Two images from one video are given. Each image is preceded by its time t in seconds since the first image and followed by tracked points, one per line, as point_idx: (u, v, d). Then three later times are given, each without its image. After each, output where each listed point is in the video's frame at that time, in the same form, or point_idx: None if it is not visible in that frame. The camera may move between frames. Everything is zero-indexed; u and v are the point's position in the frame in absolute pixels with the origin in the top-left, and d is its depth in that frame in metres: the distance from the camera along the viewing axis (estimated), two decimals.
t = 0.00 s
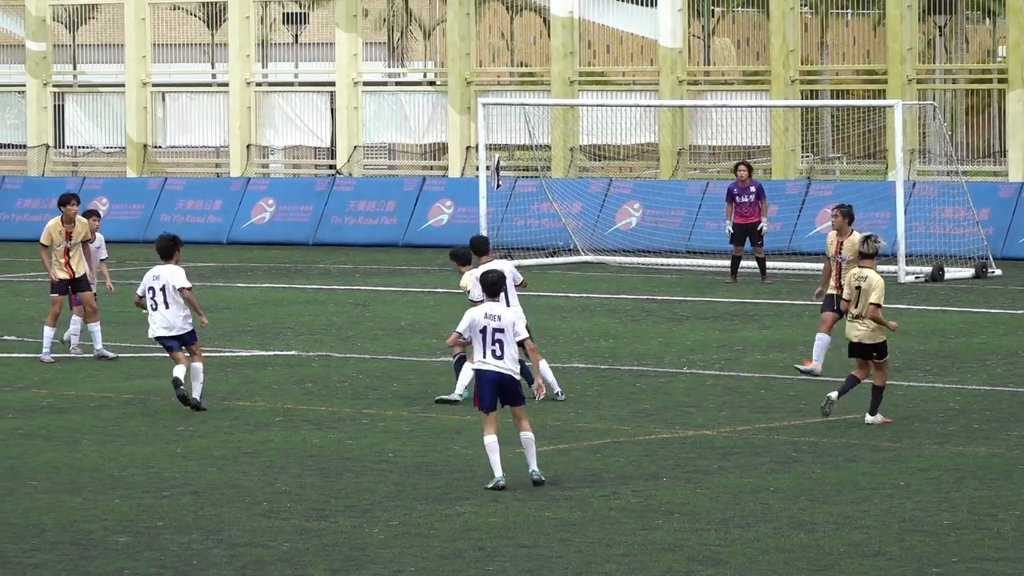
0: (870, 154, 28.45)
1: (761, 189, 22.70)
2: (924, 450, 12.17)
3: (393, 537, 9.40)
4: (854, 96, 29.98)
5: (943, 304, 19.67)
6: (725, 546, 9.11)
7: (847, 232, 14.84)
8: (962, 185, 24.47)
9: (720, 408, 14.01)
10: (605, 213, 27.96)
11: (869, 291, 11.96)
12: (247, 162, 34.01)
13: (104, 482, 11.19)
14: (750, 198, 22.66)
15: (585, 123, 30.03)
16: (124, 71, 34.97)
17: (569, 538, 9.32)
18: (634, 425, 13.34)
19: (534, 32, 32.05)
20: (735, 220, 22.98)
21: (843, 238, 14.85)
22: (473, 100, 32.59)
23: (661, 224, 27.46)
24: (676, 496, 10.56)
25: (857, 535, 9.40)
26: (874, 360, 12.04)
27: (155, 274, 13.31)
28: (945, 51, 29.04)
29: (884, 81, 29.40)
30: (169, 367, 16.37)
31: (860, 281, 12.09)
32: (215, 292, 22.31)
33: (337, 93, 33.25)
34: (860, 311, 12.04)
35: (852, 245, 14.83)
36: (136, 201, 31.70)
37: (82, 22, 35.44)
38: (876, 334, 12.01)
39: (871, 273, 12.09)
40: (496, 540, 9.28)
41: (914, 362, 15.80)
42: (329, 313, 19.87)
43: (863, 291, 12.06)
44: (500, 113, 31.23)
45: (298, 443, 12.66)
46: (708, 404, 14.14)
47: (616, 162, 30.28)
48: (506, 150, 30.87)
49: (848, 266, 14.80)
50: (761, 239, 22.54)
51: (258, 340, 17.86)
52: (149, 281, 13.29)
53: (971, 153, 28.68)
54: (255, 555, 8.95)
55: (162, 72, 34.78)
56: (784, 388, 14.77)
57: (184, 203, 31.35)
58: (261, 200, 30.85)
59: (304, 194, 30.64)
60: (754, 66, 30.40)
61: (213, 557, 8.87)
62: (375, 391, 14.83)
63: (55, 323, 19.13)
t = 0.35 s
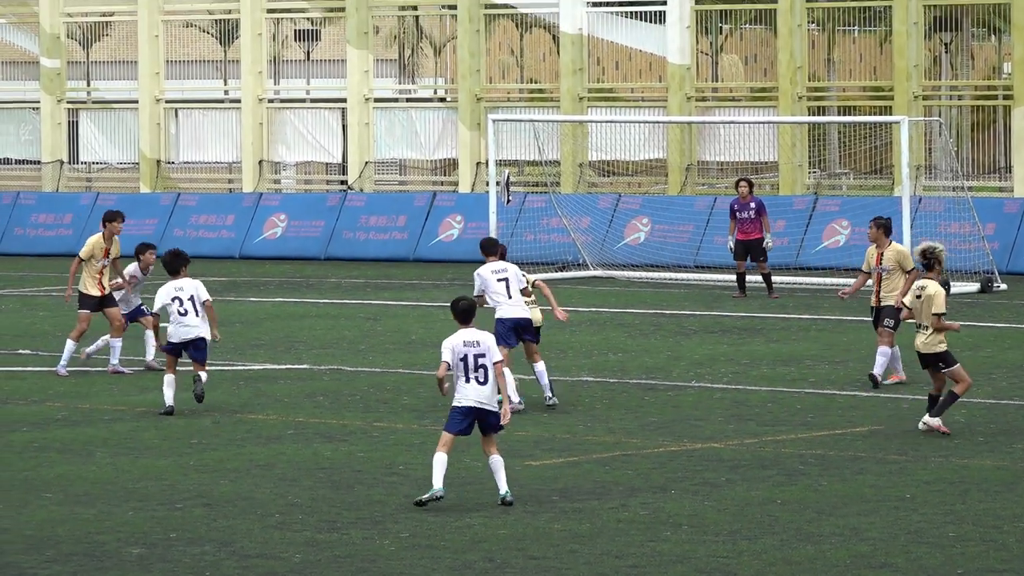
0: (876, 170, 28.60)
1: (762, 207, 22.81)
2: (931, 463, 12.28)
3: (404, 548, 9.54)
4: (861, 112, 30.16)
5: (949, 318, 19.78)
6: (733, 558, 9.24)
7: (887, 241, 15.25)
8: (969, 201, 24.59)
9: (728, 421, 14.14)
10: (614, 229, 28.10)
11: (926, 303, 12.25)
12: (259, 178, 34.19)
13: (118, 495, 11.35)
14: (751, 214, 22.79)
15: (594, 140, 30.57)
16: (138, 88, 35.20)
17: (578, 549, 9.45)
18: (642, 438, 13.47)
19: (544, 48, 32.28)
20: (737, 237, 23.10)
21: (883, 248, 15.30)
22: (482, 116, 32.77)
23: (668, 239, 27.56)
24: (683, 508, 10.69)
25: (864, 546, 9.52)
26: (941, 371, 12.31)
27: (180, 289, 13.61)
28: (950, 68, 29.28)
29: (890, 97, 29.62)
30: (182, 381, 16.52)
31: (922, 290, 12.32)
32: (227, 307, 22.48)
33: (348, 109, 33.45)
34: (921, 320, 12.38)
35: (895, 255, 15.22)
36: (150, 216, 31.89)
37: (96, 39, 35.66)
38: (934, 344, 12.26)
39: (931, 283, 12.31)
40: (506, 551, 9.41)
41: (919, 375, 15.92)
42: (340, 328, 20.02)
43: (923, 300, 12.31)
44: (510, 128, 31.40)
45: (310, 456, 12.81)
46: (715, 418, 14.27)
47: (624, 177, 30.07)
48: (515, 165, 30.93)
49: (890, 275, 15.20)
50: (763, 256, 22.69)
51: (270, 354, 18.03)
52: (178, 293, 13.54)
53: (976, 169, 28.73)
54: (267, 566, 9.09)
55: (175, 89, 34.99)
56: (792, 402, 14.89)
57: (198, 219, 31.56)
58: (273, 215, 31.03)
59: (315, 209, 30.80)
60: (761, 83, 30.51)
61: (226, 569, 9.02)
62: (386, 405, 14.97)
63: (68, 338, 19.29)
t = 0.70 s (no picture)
0: (872, 187, 29.27)
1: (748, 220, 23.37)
2: (924, 471, 12.76)
3: (415, 553, 10.05)
4: (856, 130, 30.62)
5: (946, 330, 20.25)
6: (732, 563, 9.72)
7: (909, 251, 15.46)
8: (962, 216, 25.09)
9: (727, 430, 14.62)
10: (616, 244, 28.64)
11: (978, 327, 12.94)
12: (273, 195, 34.81)
13: (139, 501, 11.88)
14: (739, 228, 23.45)
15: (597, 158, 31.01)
16: (155, 107, 35.83)
17: (582, 554, 9.95)
18: (645, 446, 13.97)
19: (549, 69, 32.83)
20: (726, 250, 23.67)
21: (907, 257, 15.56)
22: (490, 134, 33.30)
23: (670, 253, 28.08)
24: (683, 515, 11.18)
25: (857, 552, 10.00)
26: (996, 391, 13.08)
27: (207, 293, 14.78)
28: (944, 88, 29.80)
29: (886, 116, 30.10)
30: (199, 391, 17.05)
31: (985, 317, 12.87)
32: (242, 320, 23.04)
33: (359, 127, 34.05)
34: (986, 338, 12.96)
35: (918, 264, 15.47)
36: (167, 232, 32.50)
37: (115, 60, 36.25)
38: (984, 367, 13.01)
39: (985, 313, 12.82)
40: (513, 556, 9.91)
41: (914, 386, 16.39)
42: (351, 340, 20.54)
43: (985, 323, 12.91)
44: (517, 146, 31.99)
45: (323, 464, 13.32)
46: (714, 427, 14.76)
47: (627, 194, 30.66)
48: (521, 182, 31.61)
49: (915, 284, 15.47)
50: (748, 265, 23.16)
51: (284, 366, 18.55)
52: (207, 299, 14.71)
53: (968, 186, 29.40)
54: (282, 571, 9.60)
55: (192, 108, 35.61)
56: (789, 412, 15.37)
57: (214, 234, 32.11)
58: (286, 230, 31.61)
59: (327, 225, 31.38)
60: (761, 102, 30.99)
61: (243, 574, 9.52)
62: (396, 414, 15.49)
63: (87, 351, 19.84)
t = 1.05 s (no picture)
0: (871, 202, 29.16)
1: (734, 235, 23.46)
2: (922, 484, 12.83)
3: (416, 567, 10.11)
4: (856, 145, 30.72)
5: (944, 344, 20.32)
6: None
7: (942, 262, 15.53)
8: (960, 231, 25.19)
9: (726, 444, 14.69)
10: (617, 258, 28.73)
11: None
12: (276, 210, 34.92)
13: (140, 515, 11.94)
14: (727, 245, 23.45)
15: (598, 173, 31.15)
16: (157, 122, 35.93)
17: (583, 568, 10.01)
18: (645, 460, 14.03)
19: (549, 84, 32.92)
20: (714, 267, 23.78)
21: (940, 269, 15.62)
22: (491, 149, 33.39)
23: (670, 268, 28.14)
24: (683, 528, 11.25)
25: (856, 565, 10.06)
26: None
27: (242, 298, 15.39)
28: (942, 103, 29.89)
29: (884, 131, 30.16)
30: (201, 405, 17.12)
31: None
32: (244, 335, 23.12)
33: (360, 142, 34.15)
34: None
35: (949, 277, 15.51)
36: (169, 247, 32.59)
37: (118, 75, 36.36)
38: None
39: None
40: (514, 570, 9.97)
41: (912, 400, 16.45)
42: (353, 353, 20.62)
43: None
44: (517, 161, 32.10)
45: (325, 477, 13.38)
46: (714, 441, 14.82)
47: (627, 209, 30.83)
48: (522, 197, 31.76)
49: (944, 295, 15.52)
50: (733, 280, 23.23)
51: (286, 380, 18.62)
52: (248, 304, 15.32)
53: (966, 201, 29.52)
54: None
55: (193, 123, 35.70)
56: (789, 425, 15.44)
57: (215, 249, 32.13)
58: (288, 245, 31.70)
59: (329, 239, 31.47)
60: (760, 117, 31.07)
61: None
62: (398, 428, 15.56)
63: (89, 365, 19.91)
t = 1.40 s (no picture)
0: (871, 214, 29.21)
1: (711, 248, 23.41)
2: (923, 496, 12.81)
3: None
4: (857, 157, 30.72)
5: (945, 356, 20.31)
6: None
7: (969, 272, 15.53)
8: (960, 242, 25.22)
9: (727, 455, 14.68)
10: (618, 269, 28.72)
11: None
12: (276, 221, 34.95)
13: (139, 526, 11.92)
14: (704, 258, 23.41)
15: (598, 184, 31.14)
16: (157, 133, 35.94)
17: None
18: (645, 471, 14.01)
19: (550, 96, 32.94)
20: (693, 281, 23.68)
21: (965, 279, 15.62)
22: (491, 160, 33.39)
23: (671, 279, 28.13)
24: (684, 540, 11.23)
25: None
26: None
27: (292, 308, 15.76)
28: (943, 115, 29.91)
29: (885, 142, 30.17)
30: (201, 416, 17.11)
31: None
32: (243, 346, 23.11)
33: (361, 153, 34.17)
34: None
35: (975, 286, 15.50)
36: (170, 258, 32.55)
37: (118, 86, 36.38)
38: None
39: None
40: None
41: (913, 411, 16.44)
42: (353, 365, 20.60)
43: None
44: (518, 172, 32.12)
45: (325, 489, 13.36)
46: (715, 452, 14.81)
47: (627, 220, 30.86)
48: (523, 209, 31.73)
49: (972, 304, 15.53)
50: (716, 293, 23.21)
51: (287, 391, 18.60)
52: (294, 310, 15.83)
53: (967, 212, 29.52)
54: None
55: (194, 134, 35.72)
56: (789, 437, 15.43)
57: (216, 260, 32.15)
58: (289, 256, 31.66)
59: (330, 251, 31.48)
60: (760, 128, 31.08)
61: None
62: (399, 439, 15.56)
63: (90, 377, 19.90)
